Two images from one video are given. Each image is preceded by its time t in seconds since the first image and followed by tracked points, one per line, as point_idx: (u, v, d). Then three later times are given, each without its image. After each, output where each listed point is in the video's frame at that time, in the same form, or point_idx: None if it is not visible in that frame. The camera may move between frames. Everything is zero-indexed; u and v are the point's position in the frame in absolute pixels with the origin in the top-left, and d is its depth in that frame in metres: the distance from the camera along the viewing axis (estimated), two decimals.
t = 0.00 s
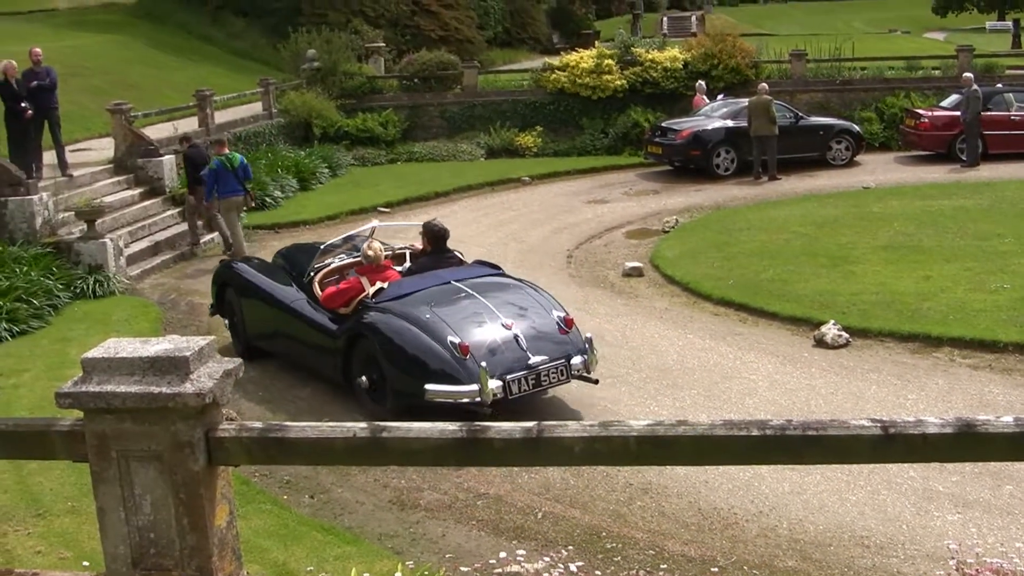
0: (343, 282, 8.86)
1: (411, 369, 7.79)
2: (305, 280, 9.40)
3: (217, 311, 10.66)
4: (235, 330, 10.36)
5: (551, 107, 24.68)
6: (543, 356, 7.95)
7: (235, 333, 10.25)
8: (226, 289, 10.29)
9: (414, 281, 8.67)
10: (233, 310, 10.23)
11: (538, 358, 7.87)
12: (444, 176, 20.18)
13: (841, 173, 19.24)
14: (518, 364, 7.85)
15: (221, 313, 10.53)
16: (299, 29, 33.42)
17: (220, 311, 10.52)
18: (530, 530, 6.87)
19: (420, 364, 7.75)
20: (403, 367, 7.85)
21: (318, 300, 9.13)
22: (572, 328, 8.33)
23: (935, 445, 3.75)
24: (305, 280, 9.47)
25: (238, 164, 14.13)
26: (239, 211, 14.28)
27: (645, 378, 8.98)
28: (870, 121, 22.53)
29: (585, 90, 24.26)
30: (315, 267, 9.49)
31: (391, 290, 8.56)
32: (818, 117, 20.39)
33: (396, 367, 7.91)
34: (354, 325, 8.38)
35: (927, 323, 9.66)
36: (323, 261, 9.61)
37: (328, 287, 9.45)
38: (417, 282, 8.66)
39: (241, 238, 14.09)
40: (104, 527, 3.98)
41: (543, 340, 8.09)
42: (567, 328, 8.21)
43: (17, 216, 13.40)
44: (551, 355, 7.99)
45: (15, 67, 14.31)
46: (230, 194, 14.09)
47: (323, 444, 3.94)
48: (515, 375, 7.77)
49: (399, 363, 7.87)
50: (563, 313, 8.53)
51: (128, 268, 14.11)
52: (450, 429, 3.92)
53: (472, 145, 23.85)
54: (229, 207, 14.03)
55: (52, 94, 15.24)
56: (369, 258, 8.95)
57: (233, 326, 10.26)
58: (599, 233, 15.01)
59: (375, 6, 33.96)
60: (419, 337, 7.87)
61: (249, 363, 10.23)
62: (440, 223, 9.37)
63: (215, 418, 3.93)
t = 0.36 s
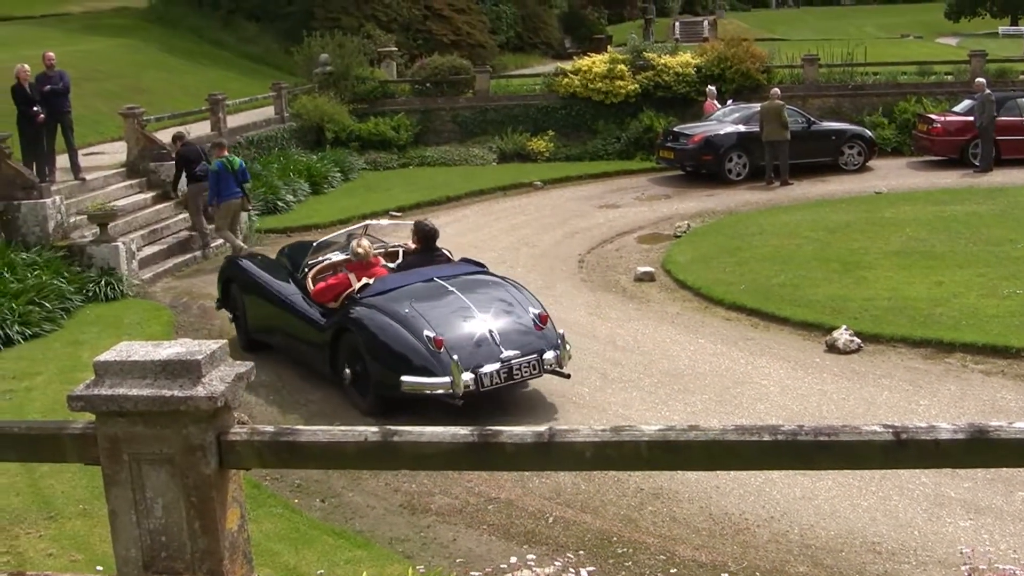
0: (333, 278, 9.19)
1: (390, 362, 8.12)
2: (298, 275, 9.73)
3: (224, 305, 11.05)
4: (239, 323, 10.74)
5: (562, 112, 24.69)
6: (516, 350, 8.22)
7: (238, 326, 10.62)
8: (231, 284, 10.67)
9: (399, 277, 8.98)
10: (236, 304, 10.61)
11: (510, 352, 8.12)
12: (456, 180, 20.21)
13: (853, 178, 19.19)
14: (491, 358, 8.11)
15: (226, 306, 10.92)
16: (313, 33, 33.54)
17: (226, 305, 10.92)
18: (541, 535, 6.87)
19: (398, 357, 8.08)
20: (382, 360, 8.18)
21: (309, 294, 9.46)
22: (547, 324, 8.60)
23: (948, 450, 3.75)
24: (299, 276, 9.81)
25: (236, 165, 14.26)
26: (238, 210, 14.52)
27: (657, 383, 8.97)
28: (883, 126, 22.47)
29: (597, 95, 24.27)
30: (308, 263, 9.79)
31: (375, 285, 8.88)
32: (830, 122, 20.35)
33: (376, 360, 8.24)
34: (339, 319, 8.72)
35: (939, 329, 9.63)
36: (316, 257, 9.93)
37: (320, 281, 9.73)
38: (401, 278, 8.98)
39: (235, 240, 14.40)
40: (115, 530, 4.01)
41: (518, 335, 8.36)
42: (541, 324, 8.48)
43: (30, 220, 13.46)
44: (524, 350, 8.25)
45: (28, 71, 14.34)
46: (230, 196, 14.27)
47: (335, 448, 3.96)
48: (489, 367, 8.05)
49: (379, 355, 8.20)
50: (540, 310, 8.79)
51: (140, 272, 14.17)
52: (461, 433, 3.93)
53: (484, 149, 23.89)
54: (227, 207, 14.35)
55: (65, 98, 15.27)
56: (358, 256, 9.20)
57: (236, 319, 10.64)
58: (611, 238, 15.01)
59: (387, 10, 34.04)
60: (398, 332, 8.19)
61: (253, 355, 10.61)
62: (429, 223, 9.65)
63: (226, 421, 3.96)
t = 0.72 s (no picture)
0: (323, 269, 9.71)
1: (370, 348, 8.53)
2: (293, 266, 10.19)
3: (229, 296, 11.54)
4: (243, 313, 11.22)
5: (572, 112, 24.68)
6: (490, 340, 8.58)
7: (242, 315, 11.11)
8: (235, 275, 11.17)
9: (386, 269, 9.39)
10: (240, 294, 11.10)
11: (484, 341, 8.50)
12: (466, 180, 20.20)
13: (863, 178, 19.15)
14: (465, 347, 8.48)
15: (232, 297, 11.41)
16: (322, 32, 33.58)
17: (232, 295, 11.42)
18: (550, 535, 6.88)
19: (376, 343, 8.48)
20: (363, 346, 8.59)
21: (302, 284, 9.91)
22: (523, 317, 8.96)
23: (958, 451, 3.74)
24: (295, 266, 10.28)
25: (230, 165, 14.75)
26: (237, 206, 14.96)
27: (666, 383, 8.97)
28: (893, 127, 22.41)
29: (607, 95, 24.26)
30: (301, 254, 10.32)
31: (362, 275, 9.29)
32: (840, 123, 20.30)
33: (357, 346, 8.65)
34: (326, 308, 9.15)
35: (949, 329, 9.61)
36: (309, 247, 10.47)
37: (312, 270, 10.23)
38: (388, 269, 9.38)
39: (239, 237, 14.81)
40: (125, 530, 4.03)
41: (494, 326, 8.73)
42: (516, 316, 8.84)
43: (40, 219, 13.52)
44: (498, 339, 8.61)
45: (39, 71, 14.42)
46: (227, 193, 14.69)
47: (345, 448, 3.98)
48: (463, 355, 8.42)
49: (360, 342, 8.61)
50: (518, 304, 9.15)
51: (149, 271, 14.22)
52: (470, 433, 3.94)
53: (494, 149, 23.90)
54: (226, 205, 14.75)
55: (75, 98, 15.34)
56: (346, 247, 9.73)
57: (240, 309, 11.12)
58: (621, 238, 15.00)
59: (396, 11, 34.05)
60: (378, 320, 8.59)
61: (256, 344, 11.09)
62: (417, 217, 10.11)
63: (235, 420, 3.97)
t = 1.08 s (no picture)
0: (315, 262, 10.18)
1: (352, 337, 8.87)
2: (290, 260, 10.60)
3: (235, 288, 12.00)
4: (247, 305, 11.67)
5: (580, 114, 24.68)
6: (469, 331, 8.88)
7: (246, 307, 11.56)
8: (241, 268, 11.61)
9: (373, 261, 9.71)
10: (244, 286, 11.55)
11: (462, 333, 8.80)
12: (473, 182, 20.22)
13: (871, 180, 19.11)
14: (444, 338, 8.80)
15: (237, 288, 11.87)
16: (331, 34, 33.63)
17: (236, 287, 11.88)
18: (559, 537, 6.87)
19: (358, 333, 8.82)
20: (347, 336, 8.95)
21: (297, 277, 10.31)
22: (502, 310, 9.25)
23: (967, 454, 3.73)
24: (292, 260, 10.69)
25: (214, 159, 14.67)
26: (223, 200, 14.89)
27: (674, 385, 8.96)
28: (902, 129, 22.36)
29: (615, 96, 24.18)
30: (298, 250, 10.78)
31: (350, 267, 9.62)
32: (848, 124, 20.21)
33: (341, 336, 9.00)
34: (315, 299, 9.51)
35: (957, 332, 9.59)
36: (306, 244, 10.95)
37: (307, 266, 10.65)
38: (376, 262, 9.70)
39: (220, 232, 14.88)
40: (134, 530, 4.04)
41: (472, 319, 9.03)
42: (495, 309, 9.13)
43: (49, 221, 13.57)
44: (476, 331, 8.91)
45: (49, 73, 14.44)
46: (211, 188, 14.64)
47: (353, 449, 3.98)
48: (441, 345, 8.74)
49: (344, 331, 8.96)
50: (499, 296, 9.44)
51: (158, 272, 14.26)
52: (478, 434, 3.93)
53: (502, 151, 23.92)
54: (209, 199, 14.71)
55: (84, 99, 15.34)
56: (337, 241, 10.20)
57: (244, 300, 11.57)
58: (629, 240, 14.99)
59: (405, 12, 34.10)
60: (361, 310, 8.93)
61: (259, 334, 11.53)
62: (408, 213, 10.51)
63: (244, 422, 3.98)
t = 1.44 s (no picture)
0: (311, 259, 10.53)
1: (340, 332, 9.33)
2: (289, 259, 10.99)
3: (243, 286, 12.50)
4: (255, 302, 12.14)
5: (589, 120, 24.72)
6: (451, 328, 9.29)
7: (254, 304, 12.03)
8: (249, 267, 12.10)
9: (366, 261, 10.15)
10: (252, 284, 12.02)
11: (444, 329, 9.22)
12: (482, 188, 20.24)
13: (880, 187, 19.08)
14: (427, 334, 9.22)
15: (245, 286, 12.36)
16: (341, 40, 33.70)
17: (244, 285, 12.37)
18: (567, 543, 6.87)
19: (346, 329, 9.27)
20: (336, 331, 9.40)
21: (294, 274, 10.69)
22: (485, 307, 9.65)
23: (977, 461, 3.72)
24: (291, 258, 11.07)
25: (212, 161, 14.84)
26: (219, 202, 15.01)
27: (683, 392, 8.95)
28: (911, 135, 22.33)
29: (626, 101, 24.17)
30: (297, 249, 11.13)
31: (343, 266, 10.07)
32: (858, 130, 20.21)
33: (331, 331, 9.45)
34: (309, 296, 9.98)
35: (966, 339, 9.57)
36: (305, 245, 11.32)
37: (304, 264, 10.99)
38: (368, 260, 10.13)
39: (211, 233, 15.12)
40: (142, 535, 4.06)
41: (455, 316, 9.44)
42: (477, 306, 9.55)
43: (59, 225, 13.64)
44: (458, 328, 9.33)
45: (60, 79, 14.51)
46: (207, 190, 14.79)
47: (362, 455, 3.98)
48: (424, 341, 9.16)
49: (334, 326, 9.42)
50: (484, 294, 9.85)
51: (167, 277, 14.31)
52: (487, 441, 3.94)
53: (512, 157, 23.95)
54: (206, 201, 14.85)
55: (94, 105, 15.45)
56: (332, 240, 10.53)
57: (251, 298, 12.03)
58: (638, 246, 14.99)
59: (415, 18, 34.17)
60: (350, 307, 9.38)
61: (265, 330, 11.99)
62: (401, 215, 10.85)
63: (252, 428, 4.00)
